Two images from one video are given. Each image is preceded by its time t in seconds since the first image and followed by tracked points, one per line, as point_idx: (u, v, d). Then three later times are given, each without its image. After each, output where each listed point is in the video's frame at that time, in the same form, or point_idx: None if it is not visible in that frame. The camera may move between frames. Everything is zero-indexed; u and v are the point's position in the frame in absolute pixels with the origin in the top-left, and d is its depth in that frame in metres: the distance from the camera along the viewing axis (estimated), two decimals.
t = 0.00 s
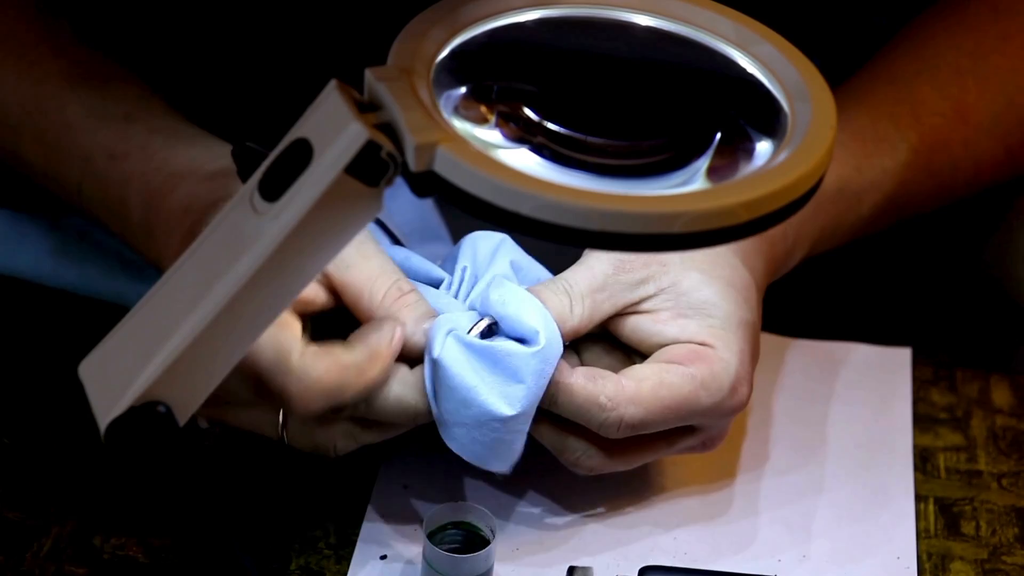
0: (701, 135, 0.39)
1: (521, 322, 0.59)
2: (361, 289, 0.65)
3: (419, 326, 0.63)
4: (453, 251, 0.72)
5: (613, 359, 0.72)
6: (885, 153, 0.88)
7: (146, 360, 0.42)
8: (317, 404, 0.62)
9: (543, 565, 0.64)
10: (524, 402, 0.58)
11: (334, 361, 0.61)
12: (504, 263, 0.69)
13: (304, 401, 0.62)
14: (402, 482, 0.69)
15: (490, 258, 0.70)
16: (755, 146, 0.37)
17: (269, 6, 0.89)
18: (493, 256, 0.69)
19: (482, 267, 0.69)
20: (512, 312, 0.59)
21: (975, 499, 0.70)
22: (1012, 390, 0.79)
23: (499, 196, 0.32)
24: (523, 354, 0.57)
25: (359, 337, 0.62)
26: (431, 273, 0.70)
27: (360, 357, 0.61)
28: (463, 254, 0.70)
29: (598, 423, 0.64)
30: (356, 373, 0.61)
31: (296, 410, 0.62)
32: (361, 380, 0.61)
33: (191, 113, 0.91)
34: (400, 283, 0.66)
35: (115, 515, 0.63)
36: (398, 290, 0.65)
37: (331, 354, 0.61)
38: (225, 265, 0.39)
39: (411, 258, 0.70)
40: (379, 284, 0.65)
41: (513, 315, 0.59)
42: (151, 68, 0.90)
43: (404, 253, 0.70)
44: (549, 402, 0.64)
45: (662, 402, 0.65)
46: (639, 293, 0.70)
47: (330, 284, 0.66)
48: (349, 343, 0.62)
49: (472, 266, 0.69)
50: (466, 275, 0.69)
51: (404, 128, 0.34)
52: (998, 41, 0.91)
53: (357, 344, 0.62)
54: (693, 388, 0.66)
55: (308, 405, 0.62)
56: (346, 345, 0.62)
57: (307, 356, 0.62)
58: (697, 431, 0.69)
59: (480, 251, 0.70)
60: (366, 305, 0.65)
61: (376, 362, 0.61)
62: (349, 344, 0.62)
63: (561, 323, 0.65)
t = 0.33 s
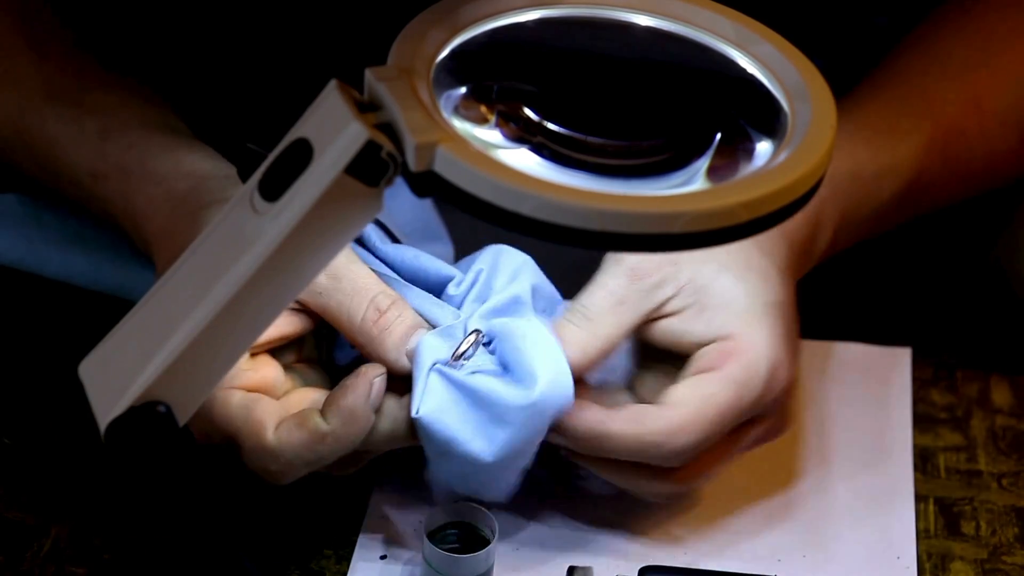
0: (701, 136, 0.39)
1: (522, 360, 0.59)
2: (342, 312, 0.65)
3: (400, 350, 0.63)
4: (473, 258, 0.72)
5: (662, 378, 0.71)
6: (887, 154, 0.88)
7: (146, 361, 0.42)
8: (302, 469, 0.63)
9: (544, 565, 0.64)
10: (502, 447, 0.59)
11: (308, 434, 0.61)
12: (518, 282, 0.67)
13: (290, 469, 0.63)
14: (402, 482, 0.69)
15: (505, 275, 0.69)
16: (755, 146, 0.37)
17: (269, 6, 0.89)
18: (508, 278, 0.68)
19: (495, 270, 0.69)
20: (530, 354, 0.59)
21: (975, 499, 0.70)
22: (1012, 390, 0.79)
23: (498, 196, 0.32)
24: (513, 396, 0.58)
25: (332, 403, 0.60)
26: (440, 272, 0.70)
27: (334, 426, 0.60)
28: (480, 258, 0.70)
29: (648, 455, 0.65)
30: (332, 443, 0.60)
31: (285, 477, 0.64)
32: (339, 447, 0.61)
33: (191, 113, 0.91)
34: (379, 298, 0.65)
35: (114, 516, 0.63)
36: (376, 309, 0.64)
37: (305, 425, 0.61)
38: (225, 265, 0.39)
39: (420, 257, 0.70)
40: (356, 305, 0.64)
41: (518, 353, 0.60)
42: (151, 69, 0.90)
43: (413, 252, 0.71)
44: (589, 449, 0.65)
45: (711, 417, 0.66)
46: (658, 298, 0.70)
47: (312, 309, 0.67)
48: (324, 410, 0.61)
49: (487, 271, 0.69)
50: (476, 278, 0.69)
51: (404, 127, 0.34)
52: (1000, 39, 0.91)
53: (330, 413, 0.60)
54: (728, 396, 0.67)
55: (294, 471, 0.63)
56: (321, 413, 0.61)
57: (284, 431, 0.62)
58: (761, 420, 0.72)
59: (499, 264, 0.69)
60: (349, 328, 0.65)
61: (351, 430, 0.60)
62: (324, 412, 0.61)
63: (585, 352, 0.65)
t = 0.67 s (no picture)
0: (701, 135, 0.39)
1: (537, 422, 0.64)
2: (373, 296, 0.65)
3: (427, 345, 0.63)
4: (469, 263, 0.72)
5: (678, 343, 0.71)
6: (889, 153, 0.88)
7: (146, 361, 0.42)
8: (301, 421, 0.62)
9: (544, 565, 0.64)
10: (456, 475, 0.63)
11: (326, 381, 0.61)
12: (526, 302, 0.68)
13: (290, 414, 0.62)
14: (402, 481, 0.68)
15: (506, 289, 0.69)
16: (755, 146, 0.37)
17: (269, 7, 0.89)
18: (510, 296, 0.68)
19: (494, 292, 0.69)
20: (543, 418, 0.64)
21: (975, 499, 0.70)
22: (1012, 390, 0.79)
23: (498, 196, 0.32)
24: (513, 458, 0.63)
25: (357, 362, 0.62)
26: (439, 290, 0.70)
27: (352, 381, 0.61)
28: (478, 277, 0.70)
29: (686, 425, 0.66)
30: (343, 399, 0.61)
31: (282, 424, 0.62)
32: (348, 406, 0.61)
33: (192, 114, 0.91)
34: (412, 294, 0.66)
35: (115, 516, 0.63)
36: (410, 300, 0.65)
37: (324, 375, 0.62)
38: (225, 265, 0.39)
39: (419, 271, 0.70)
40: (388, 292, 0.65)
41: (528, 419, 0.64)
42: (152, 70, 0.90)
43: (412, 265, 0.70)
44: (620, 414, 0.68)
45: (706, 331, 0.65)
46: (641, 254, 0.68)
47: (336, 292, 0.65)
48: (346, 368, 0.62)
49: (486, 293, 0.69)
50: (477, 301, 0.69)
51: (404, 127, 0.34)
52: (1002, 38, 0.91)
53: (353, 370, 0.62)
54: (712, 285, 0.63)
55: (293, 418, 0.62)
56: (343, 370, 0.62)
57: (302, 374, 0.62)
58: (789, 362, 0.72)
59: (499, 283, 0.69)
60: (375, 310, 0.64)
61: (366, 391, 0.61)
62: (346, 369, 0.62)
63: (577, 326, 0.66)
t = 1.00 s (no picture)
0: (701, 135, 0.39)
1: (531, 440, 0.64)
2: (374, 293, 0.65)
3: (431, 337, 0.64)
4: (473, 256, 0.73)
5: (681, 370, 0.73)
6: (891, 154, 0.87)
7: (146, 361, 0.42)
8: (314, 434, 0.65)
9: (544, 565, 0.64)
10: (468, 475, 0.62)
11: (336, 396, 0.64)
12: (533, 292, 0.69)
13: (303, 430, 0.65)
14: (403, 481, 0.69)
15: (511, 276, 0.70)
16: (755, 146, 0.37)
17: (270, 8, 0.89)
18: (514, 285, 0.70)
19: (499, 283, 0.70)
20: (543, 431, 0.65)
21: (975, 499, 0.70)
22: (1012, 390, 0.78)
23: (498, 196, 0.32)
24: (531, 466, 0.63)
25: (366, 379, 0.64)
26: (445, 283, 0.70)
27: (361, 394, 0.64)
28: (483, 270, 0.71)
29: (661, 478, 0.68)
30: (352, 412, 0.64)
31: (296, 440, 0.65)
32: (358, 420, 0.64)
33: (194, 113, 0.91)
34: (412, 288, 0.66)
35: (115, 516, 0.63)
36: (410, 294, 0.65)
37: (334, 390, 0.65)
38: (225, 265, 0.39)
39: (424, 267, 0.71)
40: (388, 289, 0.65)
41: (527, 428, 0.65)
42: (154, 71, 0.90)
43: (417, 261, 0.71)
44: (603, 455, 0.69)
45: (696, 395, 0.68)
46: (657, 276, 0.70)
47: (340, 288, 0.67)
48: (356, 383, 0.65)
49: (491, 284, 0.70)
50: (483, 293, 0.69)
51: (404, 127, 0.34)
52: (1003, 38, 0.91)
53: (361, 387, 0.64)
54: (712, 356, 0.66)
55: (305, 434, 0.65)
56: (354, 386, 0.65)
57: (312, 390, 0.65)
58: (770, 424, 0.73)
59: (504, 275, 0.70)
60: (376, 308, 0.65)
61: (375, 404, 0.63)
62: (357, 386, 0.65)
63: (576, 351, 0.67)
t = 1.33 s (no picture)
0: (701, 136, 0.39)
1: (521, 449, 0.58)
2: (333, 307, 0.63)
3: (386, 358, 0.60)
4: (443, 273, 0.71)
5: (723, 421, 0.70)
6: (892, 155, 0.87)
7: (146, 360, 0.42)
8: (266, 457, 0.61)
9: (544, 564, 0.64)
10: (425, 492, 0.56)
11: (288, 422, 0.59)
12: (495, 298, 0.66)
13: (254, 453, 0.60)
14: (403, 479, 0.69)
15: (477, 289, 0.68)
16: (755, 146, 0.37)
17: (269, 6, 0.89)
18: (482, 296, 0.67)
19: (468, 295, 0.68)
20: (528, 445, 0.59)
21: (975, 499, 0.70)
22: (1012, 390, 0.78)
23: (499, 196, 0.32)
24: (493, 484, 0.56)
25: (321, 406, 0.59)
26: (416, 297, 0.68)
27: (314, 424, 0.59)
28: (450, 283, 0.68)
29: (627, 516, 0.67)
30: (306, 441, 0.59)
31: (245, 460, 0.61)
32: (311, 448, 0.59)
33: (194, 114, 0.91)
34: (372, 305, 0.63)
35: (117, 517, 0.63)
36: (369, 312, 0.62)
37: (287, 414, 0.60)
38: (225, 265, 0.39)
39: (399, 278, 0.69)
40: (350, 303, 0.63)
41: (517, 452, 0.58)
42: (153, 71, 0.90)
43: (393, 272, 0.69)
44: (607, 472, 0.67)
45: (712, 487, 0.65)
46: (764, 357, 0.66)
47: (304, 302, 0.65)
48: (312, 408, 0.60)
49: (459, 296, 0.68)
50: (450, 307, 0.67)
51: (404, 127, 0.34)
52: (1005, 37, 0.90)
53: (315, 413, 0.59)
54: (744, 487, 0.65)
55: (256, 457, 0.61)
56: (308, 411, 0.60)
57: (264, 413, 0.60)
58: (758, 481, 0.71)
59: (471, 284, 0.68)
60: (335, 325, 0.62)
61: (330, 436, 0.59)
62: (311, 411, 0.60)
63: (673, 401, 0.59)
